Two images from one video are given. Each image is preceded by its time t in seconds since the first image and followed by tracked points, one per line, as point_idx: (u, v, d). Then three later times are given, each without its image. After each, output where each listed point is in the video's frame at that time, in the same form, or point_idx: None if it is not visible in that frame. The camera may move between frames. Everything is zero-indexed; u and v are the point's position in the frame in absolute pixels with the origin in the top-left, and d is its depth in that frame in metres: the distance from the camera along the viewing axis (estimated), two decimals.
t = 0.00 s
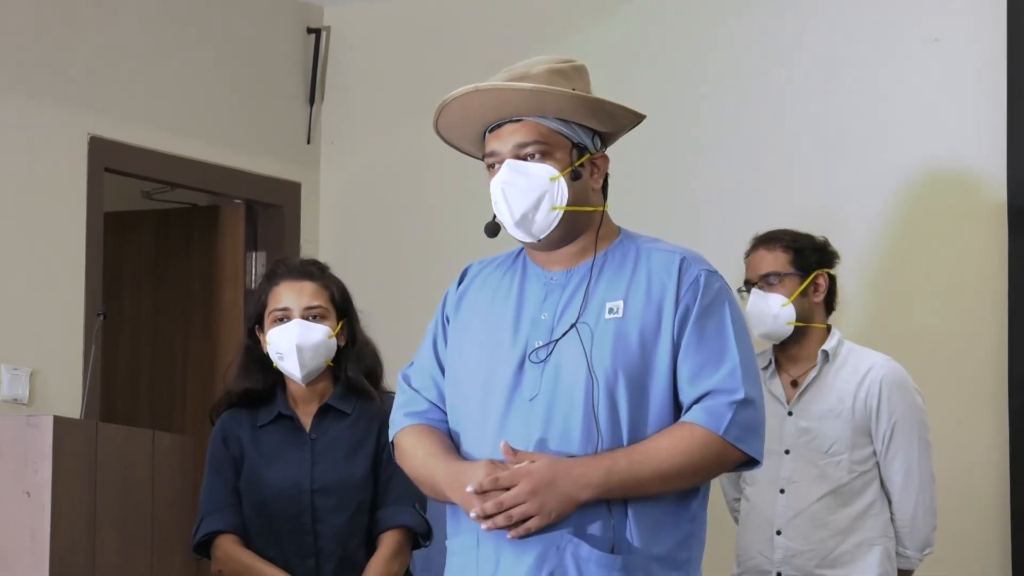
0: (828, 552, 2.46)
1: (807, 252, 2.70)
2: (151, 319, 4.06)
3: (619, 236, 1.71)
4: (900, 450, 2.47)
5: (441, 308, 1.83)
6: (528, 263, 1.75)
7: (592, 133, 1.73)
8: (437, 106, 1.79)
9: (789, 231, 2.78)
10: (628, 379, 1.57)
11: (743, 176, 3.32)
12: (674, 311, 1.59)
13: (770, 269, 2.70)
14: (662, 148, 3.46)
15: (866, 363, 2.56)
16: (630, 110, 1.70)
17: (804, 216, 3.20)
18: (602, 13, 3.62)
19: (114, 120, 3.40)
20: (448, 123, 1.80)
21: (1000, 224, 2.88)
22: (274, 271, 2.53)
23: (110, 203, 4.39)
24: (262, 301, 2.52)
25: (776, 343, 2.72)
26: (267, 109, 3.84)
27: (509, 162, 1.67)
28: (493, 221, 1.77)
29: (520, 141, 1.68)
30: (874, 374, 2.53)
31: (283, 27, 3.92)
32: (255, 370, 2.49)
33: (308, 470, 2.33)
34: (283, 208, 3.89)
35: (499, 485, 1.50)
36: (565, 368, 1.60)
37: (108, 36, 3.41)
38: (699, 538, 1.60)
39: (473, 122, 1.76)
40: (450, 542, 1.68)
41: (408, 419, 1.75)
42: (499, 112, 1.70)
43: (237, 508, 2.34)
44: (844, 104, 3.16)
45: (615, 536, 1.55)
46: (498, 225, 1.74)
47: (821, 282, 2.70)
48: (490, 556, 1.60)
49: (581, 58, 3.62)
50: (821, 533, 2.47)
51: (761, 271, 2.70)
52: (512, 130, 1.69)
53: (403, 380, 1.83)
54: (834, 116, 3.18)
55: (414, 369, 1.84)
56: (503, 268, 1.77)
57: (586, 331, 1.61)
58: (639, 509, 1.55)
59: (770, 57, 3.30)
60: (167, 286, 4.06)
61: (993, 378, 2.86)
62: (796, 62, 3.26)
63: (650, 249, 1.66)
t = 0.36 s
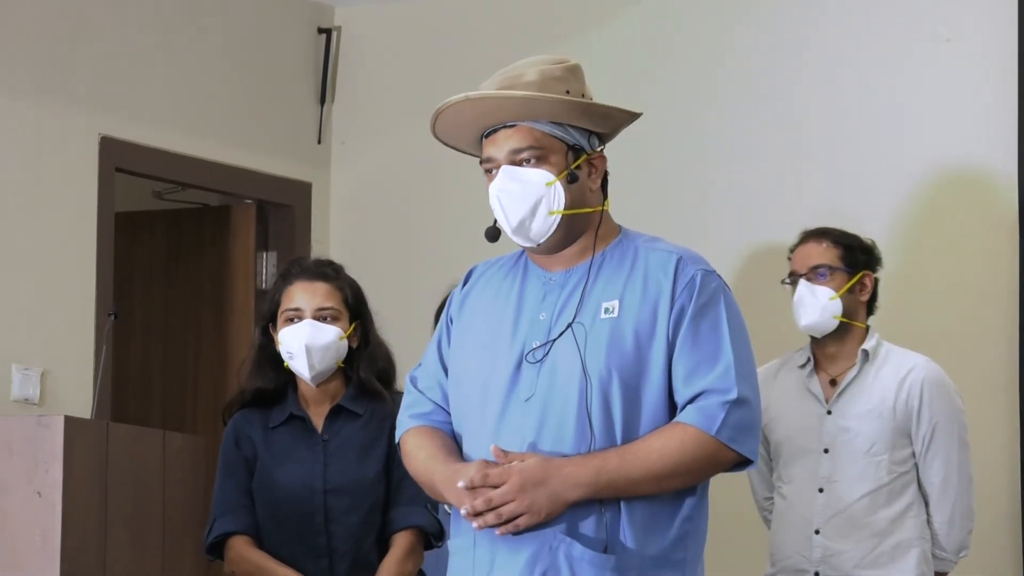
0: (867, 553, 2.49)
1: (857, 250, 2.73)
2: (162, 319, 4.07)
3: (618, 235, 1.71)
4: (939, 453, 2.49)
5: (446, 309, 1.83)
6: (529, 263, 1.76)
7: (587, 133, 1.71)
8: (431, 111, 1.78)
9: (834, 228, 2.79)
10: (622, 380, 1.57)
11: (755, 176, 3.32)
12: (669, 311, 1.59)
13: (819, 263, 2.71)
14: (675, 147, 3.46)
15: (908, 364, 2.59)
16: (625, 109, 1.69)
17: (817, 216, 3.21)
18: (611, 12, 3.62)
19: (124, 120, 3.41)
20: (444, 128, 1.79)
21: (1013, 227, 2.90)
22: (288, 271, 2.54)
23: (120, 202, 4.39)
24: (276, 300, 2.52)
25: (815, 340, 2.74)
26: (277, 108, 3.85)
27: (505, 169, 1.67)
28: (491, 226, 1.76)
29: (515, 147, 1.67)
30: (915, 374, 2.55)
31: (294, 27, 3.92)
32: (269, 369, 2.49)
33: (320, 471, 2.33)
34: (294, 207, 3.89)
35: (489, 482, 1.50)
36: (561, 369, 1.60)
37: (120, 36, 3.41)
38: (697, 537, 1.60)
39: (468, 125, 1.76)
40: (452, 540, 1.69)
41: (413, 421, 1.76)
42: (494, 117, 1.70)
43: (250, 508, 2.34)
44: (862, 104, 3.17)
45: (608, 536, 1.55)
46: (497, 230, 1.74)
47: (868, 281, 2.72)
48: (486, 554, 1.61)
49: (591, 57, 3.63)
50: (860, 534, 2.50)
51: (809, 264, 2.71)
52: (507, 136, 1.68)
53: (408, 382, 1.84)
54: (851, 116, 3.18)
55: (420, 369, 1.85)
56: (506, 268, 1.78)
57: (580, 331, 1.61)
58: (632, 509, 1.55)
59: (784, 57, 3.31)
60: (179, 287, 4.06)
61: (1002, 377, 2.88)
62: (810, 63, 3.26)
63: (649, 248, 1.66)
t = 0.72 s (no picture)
0: (884, 553, 2.48)
1: (881, 249, 2.70)
2: (173, 319, 4.07)
3: (625, 234, 1.70)
4: (959, 456, 2.49)
5: (454, 310, 1.82)
6: (535, 264, 1.74)
7: (593, 132, 1.70)
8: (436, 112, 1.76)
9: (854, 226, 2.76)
10: (632, 379, 1.56)
11: (765, 177, 3.32)
12: (676, 308, 1.58)
13: (843, 262, 2.67)
14: (686, 147, 3.46)
15: (928, 365, 2.58)
16: (629, 108, 1.67)
17: (827, 216, 3.21)
18: (621, 12, 3.61)
19: (135, 120, 3.41)
20: (449, 128, 1.78)
21: None
22: (298, 271, 2.53)
23: (130, 202, 4.39)
24: (286, 300, 2.52)
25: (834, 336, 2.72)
26: (287, 108, 3.86)
27: (510, 167, 1.66)
28: (496, 226, 1.75)
29: (520, 146, 1.66)
30: (938, 375, 2.54)
31: (304, 27, 3.93)
32: (280, 369, 2.49)
33: (332, 472, 2.32)
34: (303, 207, 3.90)
35: (499, 483, 1.49)
36: (569, 369, 1.59)
37: (131, 37, 3.42)
38: (708, 536, 1.59)
39: (473, 125, 1.75)
40: (464, 541, 1.68)
41: (422, 421, 1.76)
42: (499, 117, 1.68)
43: (262, 509, 2.34)
44: (872, 104, 3.18)
45: (620, 535, 1.54)
46: (503, 230, 1.72)
47: (890, 280, 2.69)
48: (499, 554, 1.60)
49: (600, 56, 3.63)
50: (877, 534, 2.49)
51: (833, 263, 2.68)
52: (512, 136, 1.67)
53: (419, 381, 1.83)
54: (863, 115, 3.19)
55: (428, 369, 1.84)
56: (513, 269, 1.76)
57: (589, 331, 1.60)
58: (643, 508, 1.54)
59: (794, 58, 3.31)
60: (190, 287, 4.06)
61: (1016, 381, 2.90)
62: (820, 61, 3.27)
63: (655, 247, 1.65)
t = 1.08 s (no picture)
0: (874, 550, 2.50)
1: (866, 250, 2.71)
2: (179, 319, 4.07)
3: (641, 237, 1.71)
4: (944, 453, 2.50)
5: (464, 308, 1.83)
6: (550, 263, 1.75)
7: (614, 133, 1.72)
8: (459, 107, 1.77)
9: (840, 227, 2.77)
10: (650, 378, 1.57)
11: (771, 177, 3.34)
12: (695, 309, 1.59)
13: (831, 261, 2.68)
14: (691, 147, 3.47)
15: (914, 362, 2.59)
16: (653, 110, 1.69)
17: (833, 216, 3.23)
18: (626, 12, 3.62)
19: (140, 120, 3.41)
20: (470, 125, 1.79)
21: None
22: (303, 271, 2.54)
23: (134, 201, 4.39)
24: (291, 300, 2.53)
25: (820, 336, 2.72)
26: (293, 109, 3.86)
27: (534, 164, 1.67)
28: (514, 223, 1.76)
29: (544, 144, 1.68)
30: (925, 372, 2.56)
31: (310, 27, 3.93)
32: (285, 369, 2.49)
33: (335, 472, 2.33)
34: (310, 207, 3.91)
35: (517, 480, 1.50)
36: (587, 369, 1.60)
37: (136, 37, 3.42)
38: (721, 535, 1.60)
39: (495, 122, 1.76)
40: (473, 540, 1.69)
41: (430, 417, 1.76)
42: (523, 114, 1.70)
43: (266, 509, 2.34)
44: (879, 103, 3.19)
45: (635, 534, 1.55)
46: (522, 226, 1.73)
47: (875, 281, 2.71)
48: (513, 553, 1.61)
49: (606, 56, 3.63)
50: (867, 531, 2.51)
51: (821, 263, 2.68)
52: (536, 133, 1.69)
53: (425, 377, 1.83)
54: (871, 115, 3.20)
55: (436, 365, 1.84)
56: (525, 268, 1.77)
57: (606, 330, 1.61)
58: (658, 507, 1.55)
59: (801, 59, 3.32)
60: (196, 287, 4.06)
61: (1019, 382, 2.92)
62: (828, 61, 3.28)
63: (671, 248, 1.66)
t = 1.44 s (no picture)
0: (864, 550, 2.50)
1: (849, 253, 2.71)
2: (178, 319, 4.07)
3: (647, 238, 1.71)
4: (928, 449, 2.52)
5: (467, 309, 1.83)
6: (555, 263, 1.75)
7: (624, 135, 1.73)
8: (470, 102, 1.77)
9: (824, 229, 2.77)
10: (658, 378, 1.57)
11: (770, 176, 3.33)
12: (703, 310, 1.60)
13: (817, 260, 2.67)
14: (691, 146, 3.47)
15: (895, 361, 2.60)
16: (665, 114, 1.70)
17: (834, 215, 3.23)
18: (627, 12, 3.62)
19: (141, 120, 3.41)
20: (480, 120, 1.79)
21: None
22: (302, 271, 2.54)
23: (133, 202, 4.38)
24: (291, 300, 2.53)
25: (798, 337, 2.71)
26: (293, 109, 3.86)
27: (545, 162, 1.66)
28: (521, 221, 1.76)
29: (556, 142, 1.68)
30: (905, 371, 2.57)
31: (310, 26, 3.93)
32: (286, 369, 2.49)
33: (335, 471, 2.33)
34: (311, 207, 3.91)
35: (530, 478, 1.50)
36: (595, 368, 1.60)
37: (137, 37, 3.41)
38: (727, 536, 1.60)
39: (505, 119, 1.75)
40: (478, 539, 1.69)
41: (433, 418, 1.76)
42: (536, 112, 1.69)
43: (267, 509, 2.34)
44: (879, 102, 3.19)
45: (644, 534, 1.55)
46: (529, 224, 1.73)
47: (857, 285, 2.72)
48: (520, 553, 1.60)
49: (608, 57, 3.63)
50: (858, 532, 2.50)
51: (808, 260, 2.67)
52: (548, 131, 1.69)
53: (427, 378, 1.83)
54: (871, 113, 3.20)
55: (439, 366, 1.84)
56: (529, 268, 1.77)
57: (615, 330, 1.61)
58: (667, 505, 1.56)
59: (799, 59, 3.33)
60: (196, 287, 4.06)
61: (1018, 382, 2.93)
62: (828, 59, 3.28)
63: (679, 249, 1.67)
